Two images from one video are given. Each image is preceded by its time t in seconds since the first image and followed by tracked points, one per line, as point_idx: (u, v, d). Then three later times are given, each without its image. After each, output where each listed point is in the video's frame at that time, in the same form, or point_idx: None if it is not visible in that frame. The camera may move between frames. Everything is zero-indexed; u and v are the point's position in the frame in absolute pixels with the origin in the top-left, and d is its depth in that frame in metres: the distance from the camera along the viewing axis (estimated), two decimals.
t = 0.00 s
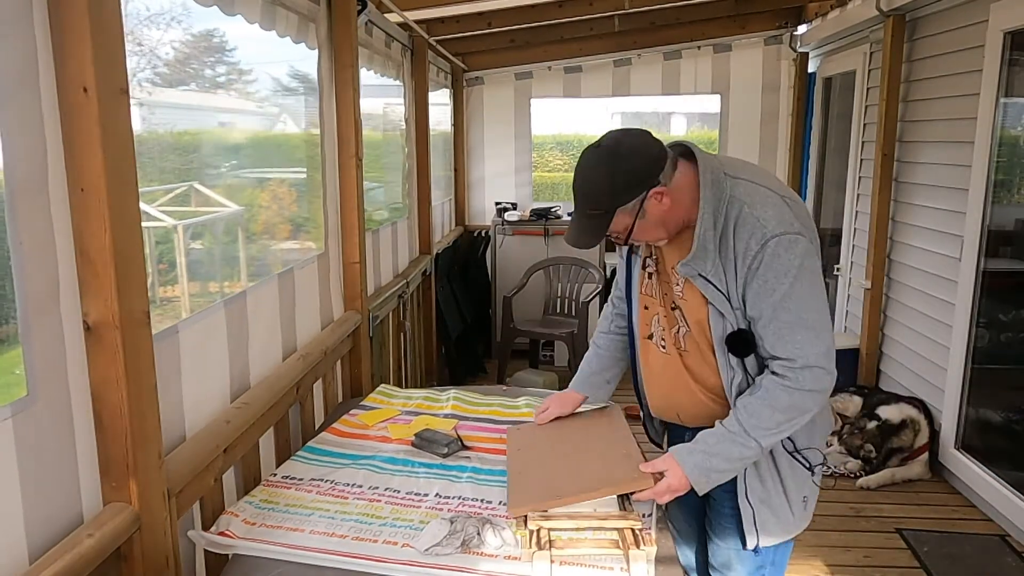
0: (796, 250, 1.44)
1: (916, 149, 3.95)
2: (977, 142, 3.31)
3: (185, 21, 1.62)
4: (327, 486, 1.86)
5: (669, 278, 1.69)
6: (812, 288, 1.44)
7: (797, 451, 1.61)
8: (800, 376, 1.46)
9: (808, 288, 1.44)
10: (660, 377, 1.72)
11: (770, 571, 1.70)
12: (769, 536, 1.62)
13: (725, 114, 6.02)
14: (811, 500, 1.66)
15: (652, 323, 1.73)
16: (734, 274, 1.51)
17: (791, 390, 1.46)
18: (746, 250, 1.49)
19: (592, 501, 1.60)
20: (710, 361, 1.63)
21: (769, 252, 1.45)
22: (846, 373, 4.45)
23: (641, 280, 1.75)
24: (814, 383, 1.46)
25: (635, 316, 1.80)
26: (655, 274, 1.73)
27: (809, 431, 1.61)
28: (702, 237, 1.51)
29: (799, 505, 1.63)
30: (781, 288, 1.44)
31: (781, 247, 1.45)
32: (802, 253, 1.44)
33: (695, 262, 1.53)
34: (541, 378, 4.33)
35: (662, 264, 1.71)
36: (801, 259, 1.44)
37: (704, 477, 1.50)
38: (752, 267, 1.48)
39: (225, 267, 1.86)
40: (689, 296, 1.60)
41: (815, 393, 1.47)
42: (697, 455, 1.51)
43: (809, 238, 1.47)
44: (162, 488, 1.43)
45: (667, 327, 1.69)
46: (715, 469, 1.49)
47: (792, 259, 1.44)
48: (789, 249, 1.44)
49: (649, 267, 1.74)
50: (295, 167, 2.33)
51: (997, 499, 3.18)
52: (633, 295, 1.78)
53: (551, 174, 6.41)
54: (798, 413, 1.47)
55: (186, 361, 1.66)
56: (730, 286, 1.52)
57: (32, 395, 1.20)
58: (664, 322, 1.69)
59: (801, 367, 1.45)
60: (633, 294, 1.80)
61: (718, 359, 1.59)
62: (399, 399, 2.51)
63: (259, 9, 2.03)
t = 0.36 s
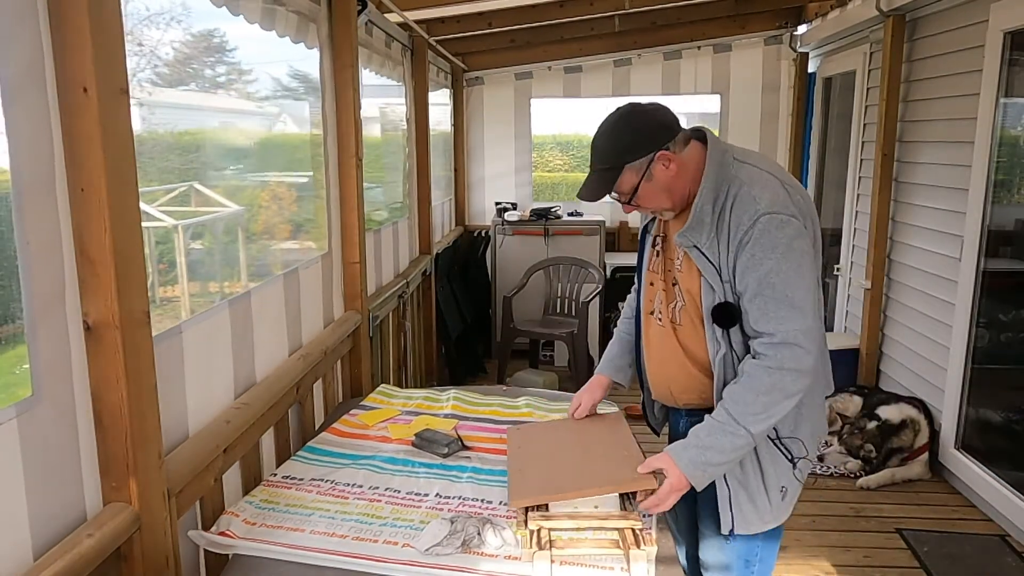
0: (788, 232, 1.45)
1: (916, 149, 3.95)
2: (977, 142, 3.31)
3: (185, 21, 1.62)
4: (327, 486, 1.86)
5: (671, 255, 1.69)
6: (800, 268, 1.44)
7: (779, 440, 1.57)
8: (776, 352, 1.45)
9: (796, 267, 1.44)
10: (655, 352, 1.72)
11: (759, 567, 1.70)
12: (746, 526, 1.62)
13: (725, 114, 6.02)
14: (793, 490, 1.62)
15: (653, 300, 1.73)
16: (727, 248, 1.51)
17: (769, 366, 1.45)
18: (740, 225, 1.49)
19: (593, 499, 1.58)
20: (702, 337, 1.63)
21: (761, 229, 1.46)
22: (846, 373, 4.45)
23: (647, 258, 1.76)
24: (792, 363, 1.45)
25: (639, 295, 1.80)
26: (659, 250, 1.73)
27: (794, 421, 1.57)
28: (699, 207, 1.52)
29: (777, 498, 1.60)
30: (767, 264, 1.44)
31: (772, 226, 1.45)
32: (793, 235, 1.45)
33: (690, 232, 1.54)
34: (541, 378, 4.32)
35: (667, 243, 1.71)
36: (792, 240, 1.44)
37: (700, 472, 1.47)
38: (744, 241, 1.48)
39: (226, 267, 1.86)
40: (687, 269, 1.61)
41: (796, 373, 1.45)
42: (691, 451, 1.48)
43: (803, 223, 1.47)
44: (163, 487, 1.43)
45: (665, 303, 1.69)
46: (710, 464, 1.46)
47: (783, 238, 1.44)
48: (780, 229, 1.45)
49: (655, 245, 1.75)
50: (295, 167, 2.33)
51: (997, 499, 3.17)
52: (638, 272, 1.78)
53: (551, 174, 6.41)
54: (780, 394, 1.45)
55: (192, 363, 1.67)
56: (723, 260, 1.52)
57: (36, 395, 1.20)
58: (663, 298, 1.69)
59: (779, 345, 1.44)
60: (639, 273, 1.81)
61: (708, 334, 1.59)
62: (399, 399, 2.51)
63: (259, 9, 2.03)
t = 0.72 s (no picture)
0: (791, 235, 1.46)
1: (916, 149, 3.95)
2: (977, 141, 3.32)
3: (186, 21, 1.62)
4: (327, 486, 1.86)
5: (676, 254, 1.70)
6: (799, 271, 1.45)
7: (773, 432, 1.58)
8: (768, 353, 1.46)
9: (795, 270, 1.45)
10: (657, 350, 1.72)
11: (750, 562, 1.71)
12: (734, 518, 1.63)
13: (725, 114, 6.02)
14: (783, 486, 1.62)
15: (656, 298, 1.74)
16: (731, 248, 1.52)
17: (753, 368, 1.47)
18: (746, 227, 1.50)
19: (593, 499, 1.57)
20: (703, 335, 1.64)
21: (765, 231, 1.47)
22: (846, 374, 4.45)
23: (650, 256, 1.76)
24: (783, 364, 1.46)
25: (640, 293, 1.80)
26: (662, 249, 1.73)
27: (792, 417, 1.59)
28: (706, 206, 1.53)
29: (766, 489, 1.61)
30: (770, 264, 1.46)
31: (778, 228, 1.47)
32: (798, 237, 1.46)
33: (696, 229, 1.55)
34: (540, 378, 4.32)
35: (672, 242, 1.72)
36: (797, 242, 1.46)
37: (683, 462, 1.51)
38: (749, 242, 1.49)
39: (226, 267, 1.86)
40: (691, 267, 1.61)
41: (781, 374, 1.47)
42: (675, 444, 1.51)
43: (807, 227, 1.49)
44: (162, 488, 1.43)
45: (668, 301, 1.69)
46: (693, 455, 1.50)
47: (788, 240, 1.45)
48: (785, 232, 1.46)
49: (659, 245, 1.75)
50: (295, 166, 2.33)
51: (997, 499, 3.17)
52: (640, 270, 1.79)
53: (551, 175, 6.41)
54: (762, 393, 1.47)
55: (184, 360, 1.66)
56: (726, 259, 1.53)
57: (21, 395, 1.18)
58: (665, 296, 1.70)
59: (771, 345, 1.46)
60: (641, 271, 1.80)
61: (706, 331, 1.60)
62: (399, 399, 2.51)
63: (259, 10, 2.03)
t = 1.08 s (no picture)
0: (796, 259, 1.46)
1: (917, 149, 3.95)
2: (977, 142, 3.32)
3: (186, 21, 1.62)
4: (327, 486, 1.86)
5: (670, 279, 1.66)
6: (804, 296, 1.46)
7: (783, 442, 1.59)
8: (776, 381, 1.47)
9: (800, 295, 1.46)
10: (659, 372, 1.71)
11: (758, 561, 1.70)
12: (751, 526, 1.63)
13: (725, 115, 6.02)
14: (793, 490, 1.64)
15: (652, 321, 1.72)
16: (734, 274, 1.51)
17: (762, 394, 1.48)
18: (750, 253, 1.49)
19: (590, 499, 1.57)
20: (705, 359, 1.63)
21: (770, 259, 1.46)
22: (845, 374, 4.46)
23: (641, 279, 1.73)
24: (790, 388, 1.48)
25: (630, 315, 1.77)
26: (656, 274, 1.71)
27: (798, 422, 1.59)
28: (707, 234, 1.50)
29: (779, 494, 1.62)
30: (776, 291, 1.46)
31: (782, 253, 1.46)
32: (802, 259, 1.46)
33: (697, 259, 1.52)
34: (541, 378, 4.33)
35: (665, 265, 1.69)
36: (800, 265, 1.46)
37: (683, 470, 1.52)
38: (753, 269, 1.48)
39: (225, 267, 1.86)
40: (692, 296, 1.59)
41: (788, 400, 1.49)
42: (675, 452, 1.52)
43: (809, 248, 1.49)
44: (162, 488, 1.44)
45: (667, 326, 1.67)
46: (692, 464, 1.51)
47: (792, 264, 1.45)
48: (790, 256, 1.46)
49: (650, 267, 1.72)
50: (295, 166, 2.33)
51: (997, 499, 3.18)
52: (632, 293, 1.75)
53: (551, 175, 6.42)
54: (769, 416, 1.49)
55: (180, 361, 1.66)
56: (730, 285, 1.51)
57: (16, 395, 1.18)
58: (664, 321, 1.68)
59: (778, 372, 1.47)
60: (630, 292, 1.77)
61: (709, 353, 1.59)
62: (399, 399, 2.51)
63: (259, 10, 2.03)
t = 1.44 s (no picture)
0: (723, 252, 1.60)
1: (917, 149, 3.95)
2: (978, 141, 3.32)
3: (185, 21, 1.62)
4: (323, 488, 1.86)
5: (613, 291, 1.86)
6: (741, 283, 1.59)
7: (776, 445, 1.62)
8: (733, 370, 1.60)
9: (735, 283, 1.59)
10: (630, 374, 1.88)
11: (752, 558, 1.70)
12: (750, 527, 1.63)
13: (725, 114, 6.00)
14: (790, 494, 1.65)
15: (610, 331, 1.92)
16: (668, 277, 1.67)
17: (721, 377, 1.61)
18: (678, 255, 1.65)
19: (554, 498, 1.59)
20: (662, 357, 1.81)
21: (698, 257, 1.61)
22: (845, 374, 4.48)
23: (592, 294, 1.91)
24: (749, 374, 1.60)
25: (589, 326, 1.97)
26: (602, 285, 1.89)
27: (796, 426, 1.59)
28: (632, 246, 1.67)
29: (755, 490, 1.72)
30: (711, 288, 1.59)
31: (708, 250, 1.61)
32: (729, 253, 1.60)
33: (627, 271, 1.69)
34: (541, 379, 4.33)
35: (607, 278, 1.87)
36: (730, 259, 1.60)
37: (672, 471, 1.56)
38: (683, 270, 1.64)
39: (225, 267, 1.86)
40: (631, 305, 1.81)
41: (752, 380, 1.62)
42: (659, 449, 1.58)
43: (735, 237, 1.63)
44: (163, 488, 1.43)
45: (624, 333, 1.88)
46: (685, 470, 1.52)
47: (721, 259, 1.60)
48: (715, 251, 1.61)
49: (596, 280, 1.90)
50: (295, 166, 2.33)
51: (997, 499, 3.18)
52: (587, 307, 1.94)
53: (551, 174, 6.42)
54: (730, 392, 1.62)
55: (184, 361, 1.66)
56: (665, 288, 1.69)
57: (25, 394, 1.19)
58: (620, 330, 1.89)
59: (734, 362, 1.59)
60: (585, 306, 1.95)
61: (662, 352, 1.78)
62: (402, 400, 2.51)
63: (259, 9, 2.03)
